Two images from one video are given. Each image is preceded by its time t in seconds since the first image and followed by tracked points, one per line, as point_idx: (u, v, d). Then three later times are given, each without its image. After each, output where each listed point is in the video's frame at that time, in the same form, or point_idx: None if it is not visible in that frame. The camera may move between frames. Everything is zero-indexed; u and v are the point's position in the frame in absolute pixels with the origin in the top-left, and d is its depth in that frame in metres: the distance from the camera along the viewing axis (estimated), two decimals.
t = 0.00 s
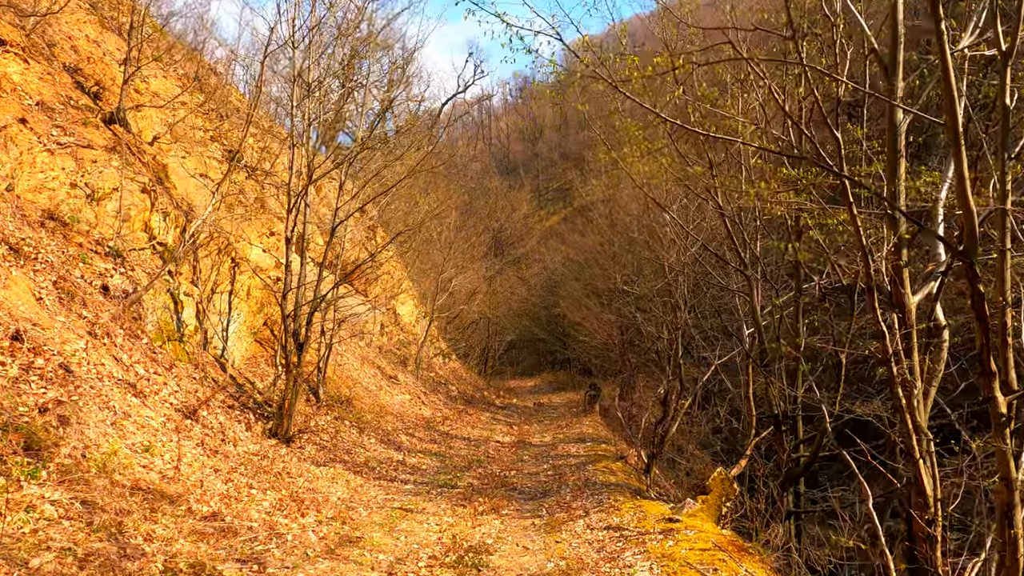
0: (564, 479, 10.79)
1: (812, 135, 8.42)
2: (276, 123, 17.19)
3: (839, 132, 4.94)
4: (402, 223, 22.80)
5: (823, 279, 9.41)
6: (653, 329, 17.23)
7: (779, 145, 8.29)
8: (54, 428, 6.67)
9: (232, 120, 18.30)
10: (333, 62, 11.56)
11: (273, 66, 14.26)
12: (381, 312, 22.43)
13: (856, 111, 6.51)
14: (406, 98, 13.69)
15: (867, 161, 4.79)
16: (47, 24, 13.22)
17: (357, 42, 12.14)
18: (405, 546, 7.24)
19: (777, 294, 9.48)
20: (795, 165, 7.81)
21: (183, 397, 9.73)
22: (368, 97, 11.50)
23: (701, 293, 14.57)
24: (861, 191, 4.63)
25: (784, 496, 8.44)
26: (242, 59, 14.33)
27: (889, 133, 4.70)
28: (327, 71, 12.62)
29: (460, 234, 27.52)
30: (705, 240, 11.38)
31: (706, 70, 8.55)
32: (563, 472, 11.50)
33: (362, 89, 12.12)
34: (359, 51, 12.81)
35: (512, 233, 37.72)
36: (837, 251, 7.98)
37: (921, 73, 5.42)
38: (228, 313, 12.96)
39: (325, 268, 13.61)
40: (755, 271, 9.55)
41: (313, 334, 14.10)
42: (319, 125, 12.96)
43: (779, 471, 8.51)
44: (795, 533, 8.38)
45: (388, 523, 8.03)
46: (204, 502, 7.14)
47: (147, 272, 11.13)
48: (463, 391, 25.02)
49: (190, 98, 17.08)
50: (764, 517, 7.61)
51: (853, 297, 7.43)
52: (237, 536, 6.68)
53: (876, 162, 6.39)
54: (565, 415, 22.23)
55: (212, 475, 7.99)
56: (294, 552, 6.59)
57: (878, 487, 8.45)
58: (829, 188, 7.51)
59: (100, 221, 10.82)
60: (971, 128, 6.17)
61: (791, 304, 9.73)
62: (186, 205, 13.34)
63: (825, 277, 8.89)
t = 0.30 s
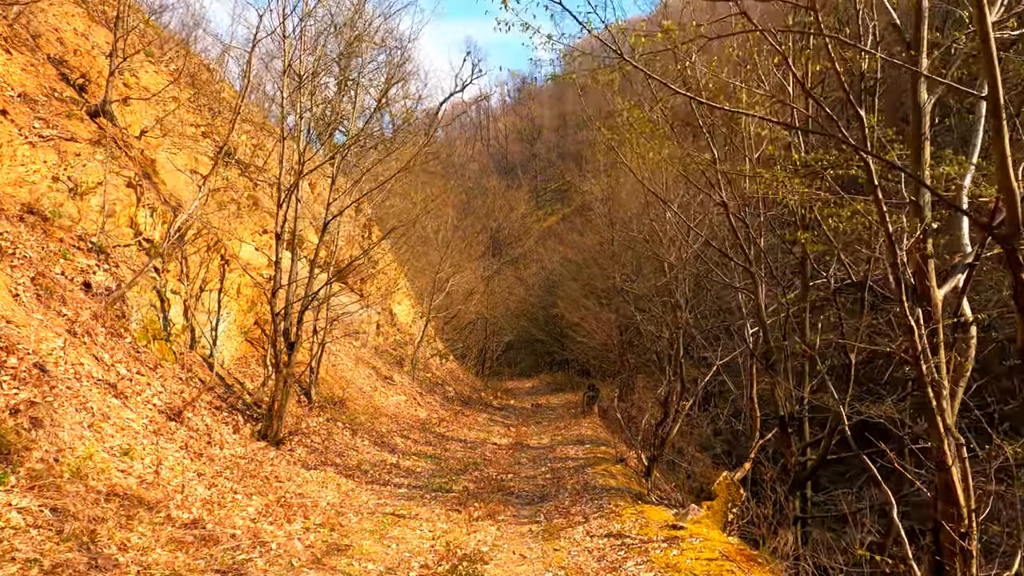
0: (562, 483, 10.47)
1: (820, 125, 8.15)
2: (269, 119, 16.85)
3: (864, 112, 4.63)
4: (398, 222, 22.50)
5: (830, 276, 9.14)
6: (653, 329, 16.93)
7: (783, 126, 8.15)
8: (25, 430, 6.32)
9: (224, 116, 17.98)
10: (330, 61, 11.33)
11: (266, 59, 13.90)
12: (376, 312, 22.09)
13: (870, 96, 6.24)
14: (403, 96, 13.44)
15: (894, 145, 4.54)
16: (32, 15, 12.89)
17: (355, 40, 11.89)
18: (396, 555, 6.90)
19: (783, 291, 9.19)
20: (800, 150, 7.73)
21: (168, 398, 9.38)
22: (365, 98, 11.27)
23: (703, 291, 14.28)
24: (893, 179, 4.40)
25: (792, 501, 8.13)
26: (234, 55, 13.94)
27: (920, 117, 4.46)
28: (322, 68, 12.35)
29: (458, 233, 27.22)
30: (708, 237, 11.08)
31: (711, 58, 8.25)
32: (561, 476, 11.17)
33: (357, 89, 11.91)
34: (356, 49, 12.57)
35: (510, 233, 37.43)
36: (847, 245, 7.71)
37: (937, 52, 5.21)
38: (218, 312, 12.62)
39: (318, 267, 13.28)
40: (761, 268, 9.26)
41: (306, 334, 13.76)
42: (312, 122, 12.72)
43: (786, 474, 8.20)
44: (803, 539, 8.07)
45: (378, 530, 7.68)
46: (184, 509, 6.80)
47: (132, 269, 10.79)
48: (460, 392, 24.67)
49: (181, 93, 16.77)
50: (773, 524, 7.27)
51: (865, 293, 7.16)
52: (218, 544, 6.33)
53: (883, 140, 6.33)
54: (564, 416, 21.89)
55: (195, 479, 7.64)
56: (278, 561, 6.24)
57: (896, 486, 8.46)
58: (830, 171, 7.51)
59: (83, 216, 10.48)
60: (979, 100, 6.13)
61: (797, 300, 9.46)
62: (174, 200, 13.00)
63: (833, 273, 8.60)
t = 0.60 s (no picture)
0: (559, 486, 10.20)
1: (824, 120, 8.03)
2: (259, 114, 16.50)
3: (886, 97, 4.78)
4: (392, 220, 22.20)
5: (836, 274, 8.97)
6: (651, 328, 16.71)
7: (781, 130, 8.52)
8: None
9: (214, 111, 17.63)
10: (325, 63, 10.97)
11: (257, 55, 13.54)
12: (369, 310, 21.77)
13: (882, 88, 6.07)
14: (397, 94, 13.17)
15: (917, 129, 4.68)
16: (13, 5, 12.51)
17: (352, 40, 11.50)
18: (387, 565, 6.61)
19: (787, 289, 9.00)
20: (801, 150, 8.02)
21: (151, 400, 9.06)
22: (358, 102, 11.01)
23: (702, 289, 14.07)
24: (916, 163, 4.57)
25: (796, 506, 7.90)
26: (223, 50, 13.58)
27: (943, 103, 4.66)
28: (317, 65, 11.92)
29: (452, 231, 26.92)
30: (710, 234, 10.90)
31: (717, 50, 8.03)
32: (558, 479, 10.90)
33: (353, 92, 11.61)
34: (352, 48, 12.13)
35: (505, 232, 37.20)
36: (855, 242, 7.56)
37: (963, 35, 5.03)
38: (205, 311, 12.28)
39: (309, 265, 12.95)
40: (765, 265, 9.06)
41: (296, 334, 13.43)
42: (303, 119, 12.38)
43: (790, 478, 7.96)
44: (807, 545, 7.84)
45: (368, 538, 7.39)
46: (164, 518, 6.48)
47: (115, 267, 10.44)
48: (455, 392, 24.37)
49: (170, 87, 16.41)
50: (779, 532, 7.02)
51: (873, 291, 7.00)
52: (200, 556, 6.02)
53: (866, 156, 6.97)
54: (559, 416, 21.61)
55: (177, 486, 7.32)
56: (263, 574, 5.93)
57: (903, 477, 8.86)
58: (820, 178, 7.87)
59: (64, 212, 10.13)
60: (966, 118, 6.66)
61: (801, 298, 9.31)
62: (161, 196, 12.66)
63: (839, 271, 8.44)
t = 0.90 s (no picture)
0: (558, 487, 9.93)
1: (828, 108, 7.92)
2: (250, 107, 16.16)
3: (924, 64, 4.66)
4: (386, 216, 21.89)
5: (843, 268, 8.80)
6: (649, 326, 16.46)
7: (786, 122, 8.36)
8: None
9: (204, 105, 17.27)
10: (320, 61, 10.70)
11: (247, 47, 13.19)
12: (362, 308, 21.42)
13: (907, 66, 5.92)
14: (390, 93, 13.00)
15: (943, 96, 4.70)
16: None
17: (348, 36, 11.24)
18: (379, 571, 6.30)
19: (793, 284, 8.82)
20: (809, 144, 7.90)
21: (135, 399, 8.71)
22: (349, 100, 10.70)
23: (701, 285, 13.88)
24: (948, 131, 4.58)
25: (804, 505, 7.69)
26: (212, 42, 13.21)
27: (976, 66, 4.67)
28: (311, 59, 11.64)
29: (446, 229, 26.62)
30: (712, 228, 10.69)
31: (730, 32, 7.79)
32: (556, 480, 10.61)
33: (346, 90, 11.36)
34: (346, 44, 11.87)
35: (499, 230, 36.92)
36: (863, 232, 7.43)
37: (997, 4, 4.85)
38: (194, 307, 11.92)
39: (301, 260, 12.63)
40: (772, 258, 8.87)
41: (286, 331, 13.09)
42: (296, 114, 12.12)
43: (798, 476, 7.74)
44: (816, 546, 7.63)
45: (360, 542, 7.07)
46: (144, 521, 6.13)
47: (98, 261, 10.08)
48: (449, 391, 24.04)
49: (158, 79, 16.04)
50: (789, 534, 6.74)
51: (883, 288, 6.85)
52: (182, 561, 5.69)
53: (881, 143, 6.89)
54: (555, 416, 21.31)
55: (160, 487, 6.98)
56: None
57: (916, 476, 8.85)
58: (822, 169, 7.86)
59: (44, 203, 9.79)
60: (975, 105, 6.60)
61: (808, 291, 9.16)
62: (147, 189, 12.29)
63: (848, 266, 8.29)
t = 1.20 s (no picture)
0: (557, 494, 9.66)
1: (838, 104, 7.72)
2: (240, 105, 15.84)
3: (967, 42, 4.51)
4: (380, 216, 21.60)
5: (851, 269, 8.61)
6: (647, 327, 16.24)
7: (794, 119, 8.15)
8: None
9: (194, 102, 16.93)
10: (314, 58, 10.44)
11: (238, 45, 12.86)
12: (355, 310, 21.10)
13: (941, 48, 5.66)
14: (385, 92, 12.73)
15: (983, 70, 4.44)
16: None
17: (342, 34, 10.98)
18: None
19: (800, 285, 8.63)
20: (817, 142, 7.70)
21: (119, 404, 8.38)
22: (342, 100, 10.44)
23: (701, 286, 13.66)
24: (1008, 117, 4.30)
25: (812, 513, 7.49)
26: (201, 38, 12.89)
27: (1011, 38, 4.41)
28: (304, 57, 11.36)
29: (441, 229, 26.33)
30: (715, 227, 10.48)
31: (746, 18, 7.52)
32: (555, 486, 10.33)
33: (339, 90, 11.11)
34: (339, 42, 11.60)
35: (494, 231, 36.85)
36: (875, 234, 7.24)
37: None
38: (182, 310, 11.59)
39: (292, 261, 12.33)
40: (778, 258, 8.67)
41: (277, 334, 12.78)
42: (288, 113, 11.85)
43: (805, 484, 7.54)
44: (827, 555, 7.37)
45: (352, 555, 6.77)
46: (124, 535, 5.80)
47: (81, 261, 9.74)
48: (444, 394, 23.74)
49: (147, 76, 15.70)
50: (799, 545, 6.48)
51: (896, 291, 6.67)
52: None
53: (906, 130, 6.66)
54: (551, 418, 21.04)
55: (141, 499, 6.64)
56: None
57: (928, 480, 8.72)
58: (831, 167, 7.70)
59: (25, 202, 9.45)
60: (990, 102, 6.42)
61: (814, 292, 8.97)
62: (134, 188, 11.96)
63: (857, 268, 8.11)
